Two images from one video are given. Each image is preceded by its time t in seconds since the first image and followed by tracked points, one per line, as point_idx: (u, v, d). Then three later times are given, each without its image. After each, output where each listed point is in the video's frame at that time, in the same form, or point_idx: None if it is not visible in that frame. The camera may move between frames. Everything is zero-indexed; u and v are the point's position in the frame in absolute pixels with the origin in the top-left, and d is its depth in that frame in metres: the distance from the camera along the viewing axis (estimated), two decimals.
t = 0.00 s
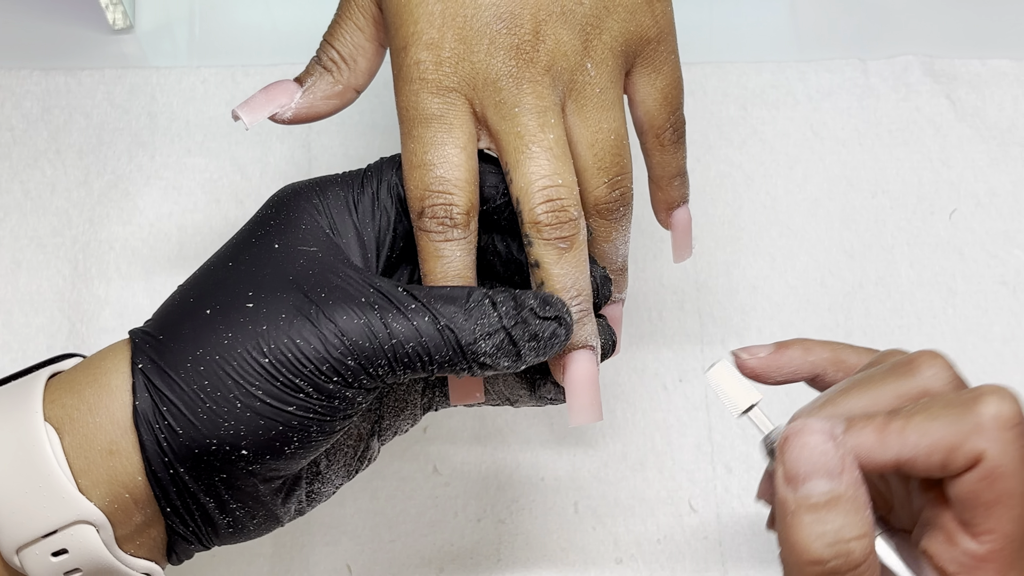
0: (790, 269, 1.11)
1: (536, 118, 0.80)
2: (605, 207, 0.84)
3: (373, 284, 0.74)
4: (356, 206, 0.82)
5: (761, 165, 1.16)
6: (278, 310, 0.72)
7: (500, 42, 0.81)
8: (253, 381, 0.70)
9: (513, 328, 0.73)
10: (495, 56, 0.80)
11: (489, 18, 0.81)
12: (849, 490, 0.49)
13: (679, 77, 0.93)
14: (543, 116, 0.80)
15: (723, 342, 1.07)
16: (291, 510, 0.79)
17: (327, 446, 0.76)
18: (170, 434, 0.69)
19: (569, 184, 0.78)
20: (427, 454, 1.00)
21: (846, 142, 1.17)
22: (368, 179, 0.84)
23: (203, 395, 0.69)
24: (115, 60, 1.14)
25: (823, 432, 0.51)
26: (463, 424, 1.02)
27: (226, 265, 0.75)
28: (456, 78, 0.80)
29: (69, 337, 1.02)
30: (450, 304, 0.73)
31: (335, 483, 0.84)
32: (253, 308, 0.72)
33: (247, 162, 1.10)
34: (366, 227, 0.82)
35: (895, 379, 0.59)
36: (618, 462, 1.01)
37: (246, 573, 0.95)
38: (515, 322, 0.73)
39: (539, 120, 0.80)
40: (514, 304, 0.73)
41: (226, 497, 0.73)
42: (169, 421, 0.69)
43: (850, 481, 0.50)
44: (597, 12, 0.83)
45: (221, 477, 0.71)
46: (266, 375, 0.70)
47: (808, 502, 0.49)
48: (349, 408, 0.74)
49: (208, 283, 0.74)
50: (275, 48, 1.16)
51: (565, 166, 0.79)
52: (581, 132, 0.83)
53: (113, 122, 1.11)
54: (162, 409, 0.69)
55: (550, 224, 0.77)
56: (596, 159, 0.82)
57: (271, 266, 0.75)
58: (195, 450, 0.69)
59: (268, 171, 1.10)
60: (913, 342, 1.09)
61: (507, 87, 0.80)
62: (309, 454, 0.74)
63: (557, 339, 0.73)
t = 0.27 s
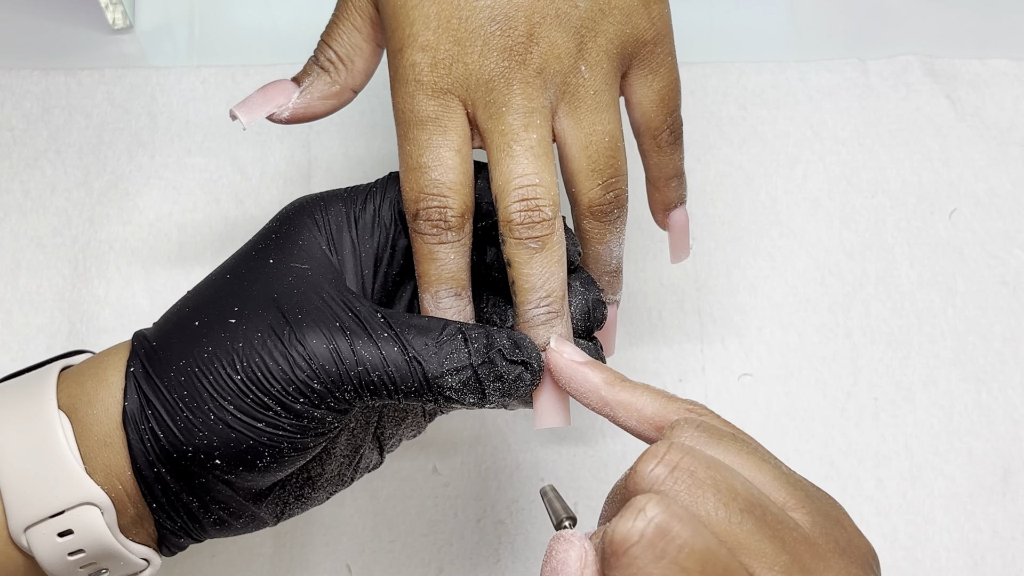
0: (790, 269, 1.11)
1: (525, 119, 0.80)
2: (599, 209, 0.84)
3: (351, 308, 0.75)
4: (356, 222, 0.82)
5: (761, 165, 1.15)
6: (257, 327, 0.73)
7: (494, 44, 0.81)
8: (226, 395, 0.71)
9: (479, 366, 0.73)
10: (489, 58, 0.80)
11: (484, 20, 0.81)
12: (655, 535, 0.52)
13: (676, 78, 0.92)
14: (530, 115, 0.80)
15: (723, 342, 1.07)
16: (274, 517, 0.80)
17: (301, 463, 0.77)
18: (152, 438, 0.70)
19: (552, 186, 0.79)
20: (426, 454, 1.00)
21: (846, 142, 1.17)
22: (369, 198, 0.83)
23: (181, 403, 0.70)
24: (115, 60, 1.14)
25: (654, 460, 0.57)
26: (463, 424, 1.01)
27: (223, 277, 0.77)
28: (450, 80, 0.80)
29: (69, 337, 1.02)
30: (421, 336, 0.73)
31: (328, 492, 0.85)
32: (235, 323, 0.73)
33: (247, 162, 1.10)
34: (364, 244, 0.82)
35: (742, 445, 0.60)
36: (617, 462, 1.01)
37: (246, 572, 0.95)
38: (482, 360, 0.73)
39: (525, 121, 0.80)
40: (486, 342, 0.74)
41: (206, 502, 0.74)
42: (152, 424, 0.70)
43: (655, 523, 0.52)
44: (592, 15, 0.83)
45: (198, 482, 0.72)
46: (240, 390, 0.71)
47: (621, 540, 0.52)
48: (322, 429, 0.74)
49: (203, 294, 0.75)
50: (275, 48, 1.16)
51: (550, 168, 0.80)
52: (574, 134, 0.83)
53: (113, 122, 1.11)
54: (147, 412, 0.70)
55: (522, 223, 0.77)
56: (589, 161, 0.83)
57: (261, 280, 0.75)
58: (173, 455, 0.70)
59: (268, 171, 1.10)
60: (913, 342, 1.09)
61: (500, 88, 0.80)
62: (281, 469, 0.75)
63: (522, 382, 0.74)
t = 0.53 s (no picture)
0: (790, 268, 1.11)
1: (526, 120, 0.80)
2: (601, 209, 0.84)
3: (355, 317, 0.75)
4: (357, 232, 0.82)
5: (761, 165, 1.15)
6: (262, 340, 0.72)
7: (496, 45, 0.81)
8: (233, 409, 0.71)
9: (483, 370, 0.73)
10: (491, 59, 0.80)
11: (486, 21, 0.81)
12: (657, 567, 0.52)
13: (678, 79, 0.92)
14: (532, 116, 0.80)
15: (723, 342, 1.07)
16: (287, 532, 0.80)
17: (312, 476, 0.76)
18: (161, 453, 0.70)
19: (554, 186, 0.79)
20: (426, 455, 1.00)
21: (846, 142, 1.17)
22: (370, 208, 0.83)
23: (190, 418, 0.70)
24: (115, 60, 1.14)
25: (674, 476, 0.55)
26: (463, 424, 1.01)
27: (228, 292, 0.76)
28: (452, 81, 0.80)
29: (69, 336, 1.02)
30: (425, 342, 0.73)
31: (340, 505, 0.84)
32: (240, 336, 0.73)
33: (247, 162, 1.10)
34: (366, 253, 0.82)
35: (762, 471, 0.60)
36: (617, 462, 1.01)
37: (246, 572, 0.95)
38: (486, 364, 0.73)
39: (527, 121, 0.80)
40: (489, 345, 0.73)
41: (217, 517, 0.73)
42: (161, 440, 0.70)
43: (659, 556, 0.52)
44: (593, 15, 0.83)
45: (208, 498, 0.72)
46: (248, 404, 0.71)
47: (621, 567, 0.53)
48: (331, 441, 0.74)
49: (209, 309, 0.75)
50: (275, 48, 1.16)
51: (552, 168, 0.80)
52: (576, 134, 0.83)
53: (113, 122, 1.11)
54: (156, 427, 0.70)
55: (523, 223, 0.78)
56: (592, 162, 0.83)
57: (266, 293, 0.75)
58: (182, 470, 0.70)
59: (268, 171, 1.10)
60: (912, 342, 1.09)
61: (502, 89, 0.80)
62: (293, 483, 0.74)
63: (526, 385, 0.73)
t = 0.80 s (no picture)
0: (790, 268, 1.11)
1: (526, 120, 0.80)
2: (600, 208, 0.84)
3: (361, 323, 0.75)
4: (356, 235, 0.82)
5: (761, 165, 1.16)
6: (269, 348, 0.72)
7: (495, 45, 0.81)
8: (243, 417, 0.71)
9: (491, 375, 0.73)
10: (490, 58, 0.81)
11: (485, 21, 0.81)
12: (658, 547, 0.53)
13: (676, 78, 0.92)
14: (532, 116, 0.80)
15: (723, 342, 1.07)
16: (298, 536, 0.80)
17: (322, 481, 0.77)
18: (171, 463, 0.70)
19: (553, 186, 0.79)
20: (426, 454, 1.00)
21: (846, 142, 1.17)
22: (368, 211, 0.83)
23: (199, 428, 0.70)
24: (115, 60, 1.14)
25: (681, 461, 0.56)
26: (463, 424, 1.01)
27: (232, 299, 0.76)
28: (451, 80, 0.80)
29: (69, 336, 1.02)
30: (432, 347, 0.74)
31: (347, 507, 0.84)
32: (247, 344, 0.73)
33: (247, 162, 1.11)
34: (366, 256, 0.82)
35: (768, 464, 0.61)
36: (617, 461, 1.01)
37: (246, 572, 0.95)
38: (493, 368, 0.74)
39: (527, 121, 0.80)
40: (495, 349, 0.74)
41: (228, 524, 0.74)
42: (171, 449, 0.70)
43: (662, 536, 0.53)
44: (592, 15, 0.83)
45: (219, 506, 0.72)
46: (257, 412, 0.71)
47: (624, 544, 0.53)
48: (340, 446, 0.74)
49: (213, 318, 0.75)
50: (275, 48, 1.16)
51: (551, 167, 0.80)
52: (575, 133, 0.83)
53: (113, 122, 1.11)
54: (165, 437, 0.70)
55: (527, 224, 0.78)
56: (590, 161, 0.83)
57: (271, 301, 0.75)
58: (193, 479, 0.70)
59: (268, 171, 1.10)
60: (913, 342, 1.09)
61: (501, 88, 0.80)
62: (304, 489, 0.75)
63: (534, 389, 0.74)
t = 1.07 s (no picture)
0: (790, 268, 1.11)
1: (526, 119, 0.80)
2: (599, 208, 0.84)
3: (364, 326, 0.75)
4: (355, 236, 0.82)
5: (761, 165, 1.15)
6: (271, 351, 0.72)
7: (495, 44, 0.81)
8: (246, 421, 0.71)
9: (494, 377, 0.74)
10: (490, 58, 0.81)
11: (485, 20, 0.81)
12: (666, 537, 0.53)
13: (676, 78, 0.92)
14: (532, 116, 0.80)
15: (723, 342, 1.07)
16: (301, 539, 0.80)
17: (325, 484, 0.77)
18: (174, 466, 0.70)
19: (553, 185, 0.79)
20: (426, 454, 1.00)
21: (846, 142, 1.17)
22: (367, 212, 0.83)
23: (202, 431, 0.70)
24: (115, 60, 1.14)
25: (688, 452, 0.56)
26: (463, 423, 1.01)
27: (232, 302, 0.76)
28: (451, 79, 0.80)
29: (69, 336, 1.02)
30: (435, 349, 0.74)
31: (349, 508, 0.84)
32: (249, 347, 0.73)
33: (247, 162, 1.11)
34: (366, 257, 0.82)
35: (772, 458, 0.61)
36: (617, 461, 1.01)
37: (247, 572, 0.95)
38: (496, 370, 0.74)
39: (527, 121, 0.80)
40: (498, 351, 0.74)
41: (231, 528, 0.73)
42: (174, 453, 0.70)
43: (670, 525, 0.53)
44: (591, 15, 0.83)
45: (222, 509, 0.72)
46: (260, 415, 0.71)
47: (631, 533, 0.54)
48: (343, 449, 0.74)
49: (214, 321, 0.75)
50: (275, 48, 1.16)
51: (551, 167, 0.80)
52: (575, 133, 0.83)
53: (113, 122, 1.11)
54: (168, 441, 0.70)
55: (528, 224, 0.78)
56: (589, 160, 0.83)
57: (272, 304, 0.75)
58: (196, 483, 0.70)
59: (268, 170, 1.10)
60: (913, 342, 1.09)
61: (501, 88, 0.80)
62: (307, 492, 0.75)
63: (537, 390, 0.74)
